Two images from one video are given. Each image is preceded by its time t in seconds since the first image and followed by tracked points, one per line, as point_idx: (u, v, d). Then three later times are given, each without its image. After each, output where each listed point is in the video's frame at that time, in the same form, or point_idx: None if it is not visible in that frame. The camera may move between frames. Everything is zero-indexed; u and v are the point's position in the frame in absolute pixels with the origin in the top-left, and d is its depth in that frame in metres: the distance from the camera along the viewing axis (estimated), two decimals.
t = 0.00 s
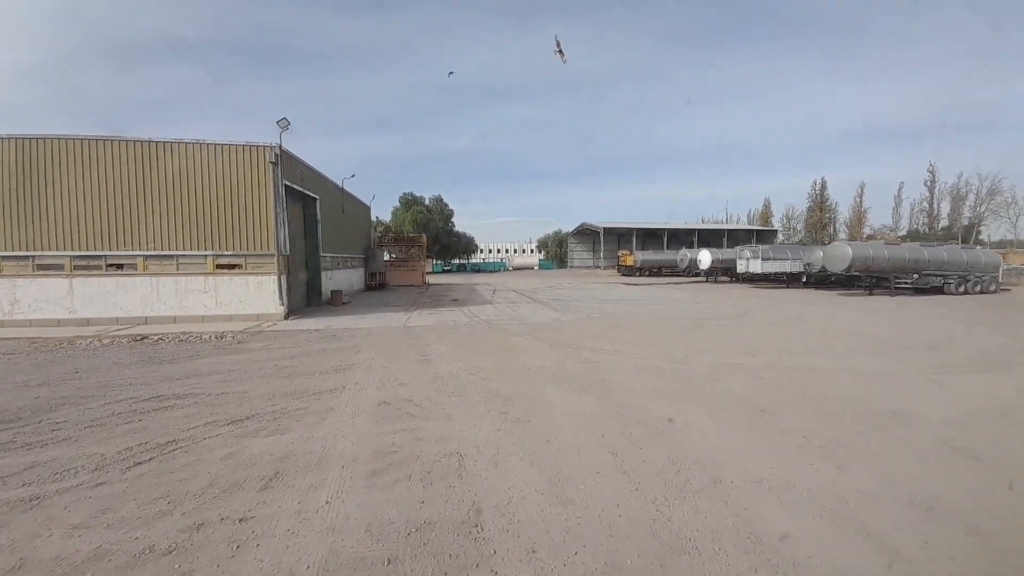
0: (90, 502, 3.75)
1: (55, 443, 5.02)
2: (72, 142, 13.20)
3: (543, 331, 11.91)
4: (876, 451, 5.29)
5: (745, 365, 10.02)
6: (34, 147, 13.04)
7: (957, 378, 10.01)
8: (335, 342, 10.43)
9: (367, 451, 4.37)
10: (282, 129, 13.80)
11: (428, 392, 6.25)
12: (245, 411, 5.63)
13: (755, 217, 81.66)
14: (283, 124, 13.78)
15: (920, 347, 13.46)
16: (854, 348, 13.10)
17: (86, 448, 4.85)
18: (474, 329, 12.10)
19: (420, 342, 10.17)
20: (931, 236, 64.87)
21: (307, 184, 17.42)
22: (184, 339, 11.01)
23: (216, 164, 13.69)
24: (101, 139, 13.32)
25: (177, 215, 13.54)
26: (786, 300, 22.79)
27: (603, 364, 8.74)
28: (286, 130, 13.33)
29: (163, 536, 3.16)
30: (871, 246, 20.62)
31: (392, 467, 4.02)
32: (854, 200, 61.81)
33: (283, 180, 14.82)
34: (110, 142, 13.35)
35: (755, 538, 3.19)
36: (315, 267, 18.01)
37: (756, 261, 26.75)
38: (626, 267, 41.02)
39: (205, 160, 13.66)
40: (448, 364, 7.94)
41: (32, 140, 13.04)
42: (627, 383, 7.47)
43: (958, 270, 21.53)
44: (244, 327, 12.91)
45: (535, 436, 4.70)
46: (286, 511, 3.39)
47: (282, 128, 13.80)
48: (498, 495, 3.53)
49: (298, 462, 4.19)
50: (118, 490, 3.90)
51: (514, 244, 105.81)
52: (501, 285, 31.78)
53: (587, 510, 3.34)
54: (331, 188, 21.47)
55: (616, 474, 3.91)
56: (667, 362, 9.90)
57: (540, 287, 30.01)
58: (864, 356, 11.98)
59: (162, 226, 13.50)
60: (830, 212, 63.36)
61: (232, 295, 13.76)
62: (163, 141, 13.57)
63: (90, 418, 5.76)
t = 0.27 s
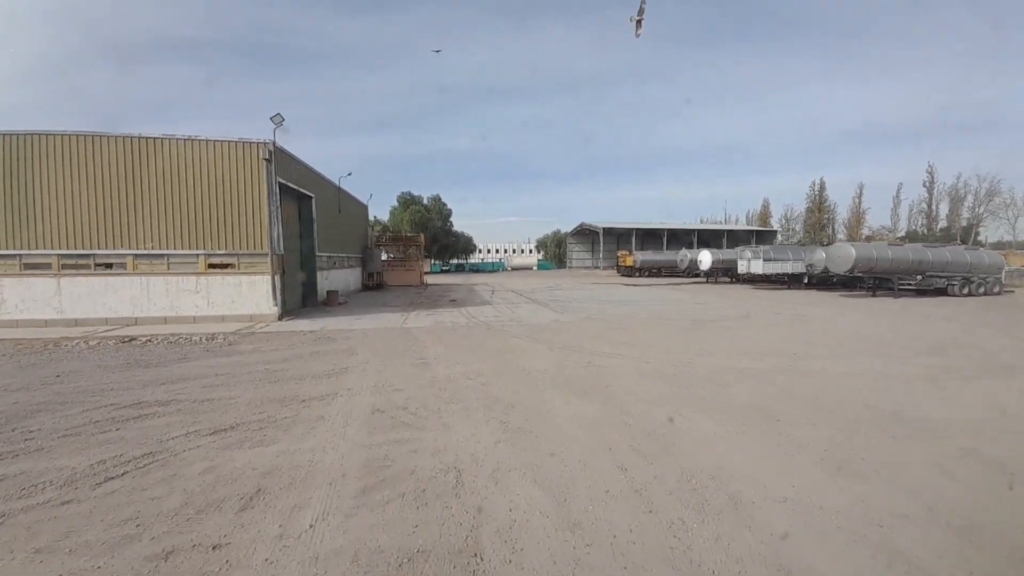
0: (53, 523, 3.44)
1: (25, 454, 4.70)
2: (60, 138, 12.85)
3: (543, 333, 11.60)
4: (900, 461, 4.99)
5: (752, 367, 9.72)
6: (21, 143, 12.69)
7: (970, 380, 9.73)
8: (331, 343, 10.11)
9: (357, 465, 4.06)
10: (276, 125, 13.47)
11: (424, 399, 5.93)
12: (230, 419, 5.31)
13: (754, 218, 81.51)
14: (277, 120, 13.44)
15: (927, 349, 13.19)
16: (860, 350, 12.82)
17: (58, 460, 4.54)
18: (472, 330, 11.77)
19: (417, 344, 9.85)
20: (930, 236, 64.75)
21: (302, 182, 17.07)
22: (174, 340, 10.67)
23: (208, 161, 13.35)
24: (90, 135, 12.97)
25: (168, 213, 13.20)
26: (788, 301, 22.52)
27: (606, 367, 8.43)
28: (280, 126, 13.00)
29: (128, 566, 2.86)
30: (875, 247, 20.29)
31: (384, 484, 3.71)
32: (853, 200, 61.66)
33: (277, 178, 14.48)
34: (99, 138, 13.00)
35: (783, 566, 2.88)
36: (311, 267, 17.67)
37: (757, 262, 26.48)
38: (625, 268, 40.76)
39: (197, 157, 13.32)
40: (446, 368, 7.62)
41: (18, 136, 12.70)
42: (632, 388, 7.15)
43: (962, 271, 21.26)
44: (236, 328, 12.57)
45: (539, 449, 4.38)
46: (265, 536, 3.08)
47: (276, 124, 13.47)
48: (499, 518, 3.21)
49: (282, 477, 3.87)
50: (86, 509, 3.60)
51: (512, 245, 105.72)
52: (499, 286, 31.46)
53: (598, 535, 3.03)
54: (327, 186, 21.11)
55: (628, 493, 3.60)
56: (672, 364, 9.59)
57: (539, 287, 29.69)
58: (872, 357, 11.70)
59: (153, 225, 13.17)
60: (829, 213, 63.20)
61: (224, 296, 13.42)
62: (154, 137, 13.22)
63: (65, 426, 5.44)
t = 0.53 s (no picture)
0: (11, 543, 3.13)
1: None
2: (50, 130, 12.51)
3: (544, 335, 11.30)
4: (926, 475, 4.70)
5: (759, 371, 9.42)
6: (10, 134, 12.36)
7: (983, 385, 9.45)
8: (326, 343, 9.80)
9: (347, 480, 3.75)
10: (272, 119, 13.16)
11: (421, 404, 5.63)
12: (214, 425, 5.00)
13: (754, 219, 81.36)
14: (273, 113, 13.11)
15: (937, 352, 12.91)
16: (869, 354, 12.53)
17: (26, 469, 4.23)
18: (471, 331, 11.47)
19: (415, 345, 9.55)
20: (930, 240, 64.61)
21: (299, 177, 16.73)
22: (164, 339, 10.35)
23: (203, 155, 13.03)
24: (81, 127, 12.64)
25: (161, 208, 12.88)
26: (791, 303, 22.24)
27: (610, 371, 8.13)
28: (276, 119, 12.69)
29: None
30: (880, 250, 19.94)
31: (376, 502, 3.41)
32: (854, 203, 61.51)
33: (273, 174, 14.16)
34: (90, 130, 12.66)
35: None
36: (307, 266, 17.34)
37: (760, 263, 26.18)
38: (626, 268, 40.52)
39: (191, 150, 12.99)
40: (444, 371, 7.32)
41: (7, 127, 12.36)
42: (638, 394, 6.85)
43: (968, 275, 20.98)
44: (229, 327, 12.25)
45: (543, 462, 4.09)
46: (242, 562, 2.77)
47: (273, 118, 13.16)
48: (502, 544, 2.92)
49: (265, 493, 3.57)
50: (49, 527, 3.29)
51: (512, 245, 105.46)
52: (499, 286, 31.13)
53: (612, 567, 2.74)
54: (325, 183, 20.79)
55: (641, 515, 3.31)
56: (677, 368, 9.30)
57: (539, 288, 29.39)
58: (881, 361, 11.41)
59: (145, 220, 12.84)
60: (830, 215, 62.99)
61: (218, 293, 13.10)
62: (146, 130, 12.89)
63: (39, 431, 5.13)
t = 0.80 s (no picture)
0: None
1: None
2: (37, 125, 12.16)
3: (545, 336, 10.99)
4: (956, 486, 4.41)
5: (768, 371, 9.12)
6: None
7: (999, 387, 9.15)
8: (321, 345, 9.48)
9: (334, 499, 3.43)
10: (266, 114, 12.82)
11: (417, 411, 5.31)
12: (196, 436, 4.67)
13: (753, 219, 81.18)
14: (266, 108, 12.77)
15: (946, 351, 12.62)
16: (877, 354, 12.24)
17: None
18: (470, 332, 11.16)
19: (412, 347, 9.24)
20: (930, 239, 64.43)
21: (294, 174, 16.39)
22: (152, 340, 10.02)
23: (194, 151, 12.69)
24: (69, 123, 12.29)
25: (151, 205, 12.54)
26: (794, 303, 21.95)
27: (614, 375, 7.82)
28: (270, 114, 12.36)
29: None
30: (885, 248, 19.64)
31: (365, 524, 3.10)
32: (854, 202, 61.33)
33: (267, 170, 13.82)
34: (78, 125, 12.32)
35: None
36: (302, 265, 16.98)
37: (762, 263, 25.85)
38: (625, 268, 40.26)
39: (182, 146, 12.66)
40: (441, 374, 7.00)
41: None
42: (645, 397, 6.54)
43: (973, 274, 20.73)
44: (221, 328, 11.90)
45: (548, 476, 3.78)
46: None
47: (266, 113, 12.83)
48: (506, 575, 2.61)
49: (243, 514, 3.25)
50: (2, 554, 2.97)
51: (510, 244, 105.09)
52: (498, 285, 30.79)
53: None
54: (321, 180, 20.43)
55: (658, 539, 3.01)
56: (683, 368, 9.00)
57: (538, 287, 29.06)
58: (891, 362, 11.11)
59: (135, 218, 12.50)
60: (830, 214, 62.78)
61: (210, 293, 12.76)
62: (136, 125, 12.55)
63: (9, 441, 4.80)
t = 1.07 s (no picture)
0: None
1: None
2: (22, 126, 11.83)
3: (546, 338, 10.67)
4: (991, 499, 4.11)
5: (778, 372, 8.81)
6: None
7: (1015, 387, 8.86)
8: (316, 349, 9.18)
9: (321, 524, 3.13)
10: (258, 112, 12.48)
11: (413, 422, 4.99)
12: (176, 452, 4.36)
13: (753, 216, 80.92)
14: (258, 106, 12.43)
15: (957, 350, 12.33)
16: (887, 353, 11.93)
17: None
18: (469, 334, 10.85)
19: (410, 350, 8.94)
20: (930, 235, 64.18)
21: (288, 174, 16.04)
22: (141, 346, 9.70)
23: (184, 151, 12.38)
24: (55, 123, 11.95)
25: (141, 207, 12.22)
26: (798, 300, 21.65)
27: (620, 379, 7.50)
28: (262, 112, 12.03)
29: None
30: (890, 244, 19.34)
31: (355, 555, 2.79)
32: (854, 199, 61.06)
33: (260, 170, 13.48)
34: (65, 126, 11.98)
35: None
36: (298, 267, 16.64)
37: (764, 261, 25.50)
38: (625, 267, 39.99)
39: (172, 146, 12.33)
40: (440, 380, 6.68)
41: None
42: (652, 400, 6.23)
43: (979, 270, 20.45)
44: (213, 332, 11.59)
45: (556, 496, 3.48)
46: None
47: (258, 111, 12.49)
48: None
49: (220, 545, 2.94)
50: None
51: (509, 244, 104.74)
52: (497, 285, 30.45)
53: None
54: (317, 180, 20.07)
55: (680, 569, 2.71)
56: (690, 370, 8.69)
57: (538, 287, 28.73)
58: (903, 362, 10.81)
59: (125, 220, 12.19)
60: (830, 211, 62.52)
61: (202, 296, 12.44)
62: (125, 125, 12.21)
63: None
